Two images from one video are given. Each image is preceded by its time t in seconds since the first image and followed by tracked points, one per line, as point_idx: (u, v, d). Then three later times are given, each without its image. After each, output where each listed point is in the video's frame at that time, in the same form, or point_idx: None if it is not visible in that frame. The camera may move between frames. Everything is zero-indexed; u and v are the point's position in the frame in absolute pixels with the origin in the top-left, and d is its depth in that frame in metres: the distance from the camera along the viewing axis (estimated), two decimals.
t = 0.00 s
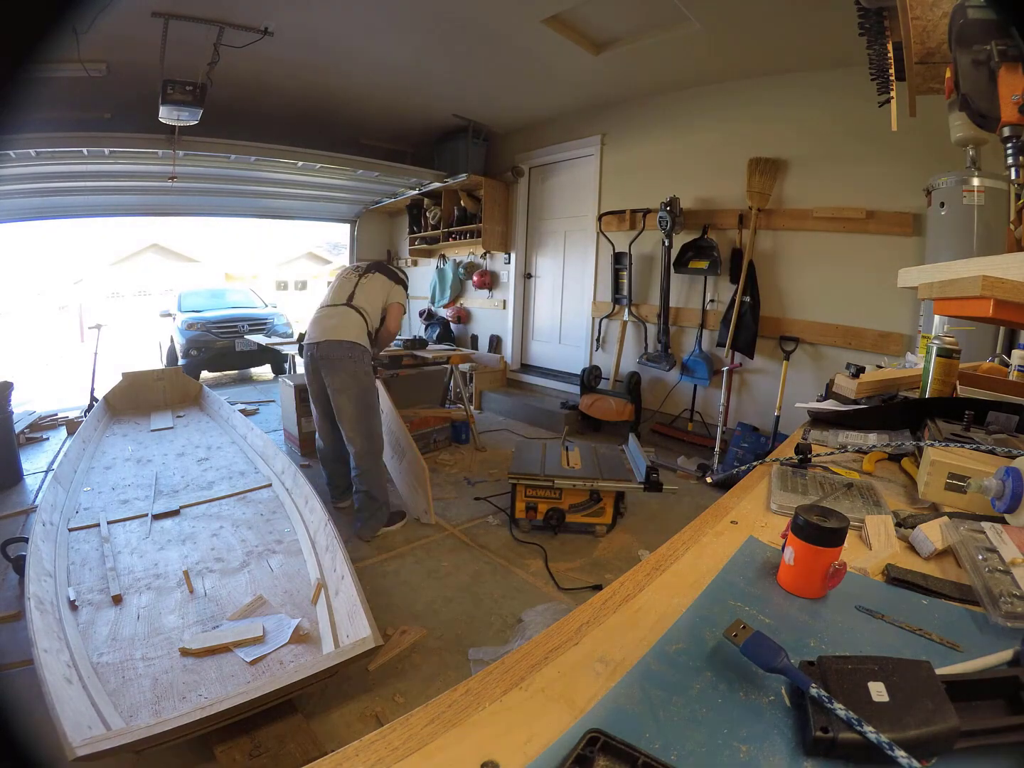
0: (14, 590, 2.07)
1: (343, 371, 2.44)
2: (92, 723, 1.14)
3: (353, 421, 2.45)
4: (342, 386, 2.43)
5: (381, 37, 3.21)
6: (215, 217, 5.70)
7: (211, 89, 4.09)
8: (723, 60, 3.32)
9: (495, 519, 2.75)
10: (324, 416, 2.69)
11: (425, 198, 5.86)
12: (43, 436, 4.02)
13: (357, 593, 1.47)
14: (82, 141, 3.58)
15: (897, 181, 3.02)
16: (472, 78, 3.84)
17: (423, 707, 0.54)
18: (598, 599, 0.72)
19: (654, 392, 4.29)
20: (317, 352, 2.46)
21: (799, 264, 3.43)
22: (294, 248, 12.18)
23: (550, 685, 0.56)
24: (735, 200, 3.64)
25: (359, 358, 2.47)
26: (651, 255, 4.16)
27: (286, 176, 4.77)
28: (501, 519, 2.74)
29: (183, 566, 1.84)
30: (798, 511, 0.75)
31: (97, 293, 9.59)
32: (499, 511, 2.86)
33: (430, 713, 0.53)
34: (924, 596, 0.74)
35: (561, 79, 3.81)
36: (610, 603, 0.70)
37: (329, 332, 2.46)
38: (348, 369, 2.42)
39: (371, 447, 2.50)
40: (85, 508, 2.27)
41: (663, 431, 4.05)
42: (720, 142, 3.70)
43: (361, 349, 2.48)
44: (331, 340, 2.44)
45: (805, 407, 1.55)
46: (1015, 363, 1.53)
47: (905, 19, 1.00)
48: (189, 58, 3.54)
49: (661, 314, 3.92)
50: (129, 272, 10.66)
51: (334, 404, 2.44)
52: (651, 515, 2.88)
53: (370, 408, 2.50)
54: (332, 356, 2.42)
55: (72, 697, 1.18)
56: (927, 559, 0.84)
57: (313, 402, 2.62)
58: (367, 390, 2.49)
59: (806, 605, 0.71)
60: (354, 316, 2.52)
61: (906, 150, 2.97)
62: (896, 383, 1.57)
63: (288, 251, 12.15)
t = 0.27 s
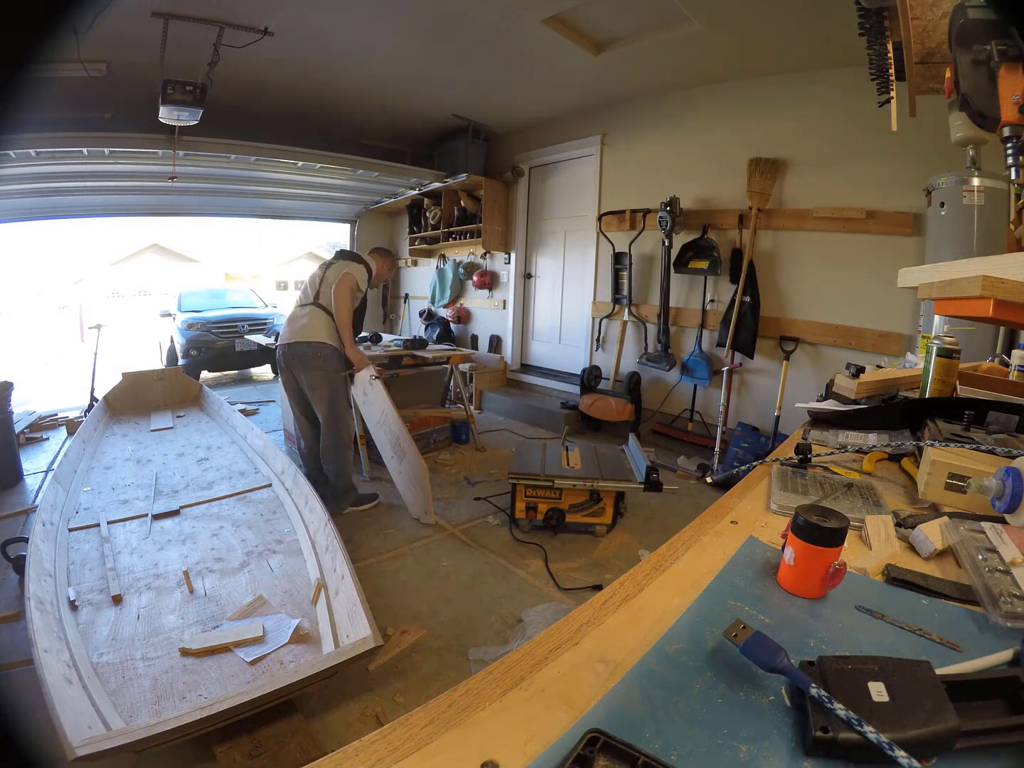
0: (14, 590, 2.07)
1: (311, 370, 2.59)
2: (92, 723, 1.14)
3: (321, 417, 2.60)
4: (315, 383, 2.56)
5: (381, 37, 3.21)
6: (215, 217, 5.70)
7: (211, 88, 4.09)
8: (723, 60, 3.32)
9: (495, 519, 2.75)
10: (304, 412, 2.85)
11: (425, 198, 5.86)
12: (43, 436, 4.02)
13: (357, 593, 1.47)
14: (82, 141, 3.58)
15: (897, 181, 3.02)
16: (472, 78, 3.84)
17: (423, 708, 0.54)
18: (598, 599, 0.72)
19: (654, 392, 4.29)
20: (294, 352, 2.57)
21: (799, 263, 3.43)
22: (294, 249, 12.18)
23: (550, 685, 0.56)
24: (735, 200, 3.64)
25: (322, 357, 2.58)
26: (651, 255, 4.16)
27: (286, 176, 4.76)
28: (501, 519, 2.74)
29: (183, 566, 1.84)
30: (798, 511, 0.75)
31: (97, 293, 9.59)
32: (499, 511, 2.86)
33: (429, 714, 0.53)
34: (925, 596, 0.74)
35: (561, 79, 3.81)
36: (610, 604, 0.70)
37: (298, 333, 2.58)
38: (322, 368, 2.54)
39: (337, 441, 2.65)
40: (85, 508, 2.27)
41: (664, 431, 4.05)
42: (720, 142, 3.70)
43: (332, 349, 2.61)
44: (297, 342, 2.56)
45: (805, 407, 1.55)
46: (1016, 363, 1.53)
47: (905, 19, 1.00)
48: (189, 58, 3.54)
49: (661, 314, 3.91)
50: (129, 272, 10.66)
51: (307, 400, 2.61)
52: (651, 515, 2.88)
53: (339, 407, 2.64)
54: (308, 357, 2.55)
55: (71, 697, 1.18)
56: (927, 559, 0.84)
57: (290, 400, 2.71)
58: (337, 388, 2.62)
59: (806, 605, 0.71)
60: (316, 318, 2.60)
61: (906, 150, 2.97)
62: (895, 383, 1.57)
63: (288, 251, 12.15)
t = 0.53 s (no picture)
0: (14, 590, 2.07)
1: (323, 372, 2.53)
2: (92, 723, 1.14)
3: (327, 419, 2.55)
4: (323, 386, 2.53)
5: (381, 37, 3.21)
6: (215, 217, 5.70)
7: (211, 88, 4.09)
8: (723, 60, 3.31)
9: (495, 519, 2.75)
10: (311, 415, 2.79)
11: (425, 198, 5.86)
12: (43, 436, 4.02)
13: (357, 593, 1.47)
14: (82, 141, 3.58)
15: (897, 181, 3.02)
16: (472, 78, 3.83)
17: (423, 707, 0.54)
18: (599, 599, 0.72)
19: (654, 392, 4.29)
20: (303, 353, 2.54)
21: (799, 263, 3.43)
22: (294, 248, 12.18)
23: (551, 685, 0.56)
24: (734, 200, 3.64)
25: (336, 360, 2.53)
26: (651, 255, 4.16)
27: (286, 176, 4.77)
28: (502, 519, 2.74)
29: (183, 566, 1.84)
30: (798, 511, 0.75)
31: (97, 293, 9.59)
32: (499, 511, 2.85)
33: (430, 713, 0.53)
34: (925, 596, 0.74)
35: (561, 79, 3.81)
36: (610, 604, 0.70)
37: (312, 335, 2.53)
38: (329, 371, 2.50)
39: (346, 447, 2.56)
40: (85, 508, 2.27)
41: (664, 431, 4.05)
42: (720, 142, 3.70)
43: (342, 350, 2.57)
44: (313, 343, 2.51)
45: (805, 407, 1.55)
46: (1016, 363, 1.53)
47: (905, 19, 1.00)
48: (189, 58, 3.54)
49: (661, 314, 3.91)
50: (129, 272, 10.65)
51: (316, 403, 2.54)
52: (651, 515, 2.88)
53: (349, 409, 2.57)
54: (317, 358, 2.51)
55: (72, 697, 1.18)
56: (927, 558, 0.84)
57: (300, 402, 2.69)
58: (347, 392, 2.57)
59: (806, 605, 0.71)
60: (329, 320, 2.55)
61: (906, 150, 2.97)
62: (896, 383, 1.57)
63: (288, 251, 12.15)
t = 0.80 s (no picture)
0: (14, 590, 2.07)
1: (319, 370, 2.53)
2: (92, 722, 1.14)
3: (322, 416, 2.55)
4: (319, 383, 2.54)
5: (381, 37, 3.21)
6: (215, 217, 5.70)
7: (211, 88, 4.09)
8: (723, 60, 3.31)
9: (495, 520, 2.75)
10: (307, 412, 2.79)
11: (425, 198, 5.86)
12: (43, 436, 4.02)
13: (357, 593, 1.47)
14: (82, 141, 3.58)
15: (897, 181, 3.02)
16: (472, 78, 3.83)
17: (423, 708, 0.54)
18: (599, 599, 0.72)
19: (654, 392, 4.29)
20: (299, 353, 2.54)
21: (799, 263, 3.43)
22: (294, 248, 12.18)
23: (550, 685, 0.56)
24: (734, 200, 3.64)
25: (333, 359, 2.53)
26: (651, 255, 4.16)
27: (286, 176, 4.77)
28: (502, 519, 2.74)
29: (183, 566, 1.84)
30: (797, 511, 0.75)
31: (97, 293, 9.59)
32: (499, 511, 2.85)
33: (430, 713, 0.53)
34: (925, 596, 0.74)
35: (561, 79, 3.81)
36: (609, 604, 0.70)
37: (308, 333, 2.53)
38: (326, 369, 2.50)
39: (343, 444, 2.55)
40: (85, 508, 2.27)
41: (663, 431, 4.05)
42: (720, 142, 3.70)
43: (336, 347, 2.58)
44: (307, 343, 2.51)
45: (805, 408, 1.55)
46: (1016, 363, 1.53)
47: (905, 19, 1.00)
48: (189, 58, 3.54)
49: (661, 314, 3.92)
50: (129, 272, 10.65)
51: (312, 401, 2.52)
52: (651, 515, 2.88)
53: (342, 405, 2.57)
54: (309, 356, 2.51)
55: (72, 697, 1.18)
56: (927, 558, 0.84)
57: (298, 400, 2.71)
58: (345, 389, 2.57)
59: (806, 605, 0.71)
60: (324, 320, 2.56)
61: (906, 150, 2.97)
62: (896, 383, 1.57)
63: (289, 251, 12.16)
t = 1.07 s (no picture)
0: (14, 590, 2.07)
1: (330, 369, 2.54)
2: (92, 722, 1.14)
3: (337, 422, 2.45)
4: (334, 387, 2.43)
5: (381, 37, 3.21)
6: (215, 217, 5.70)
7: (211, 89, 4.09)
8: (723, 60, 3.31)
9: (495, 519, 2.75)
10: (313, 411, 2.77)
11: (425, 198, 5.86)
12: (43, 436, 4.02)
13: (357, 593, 1.47)
14: (82, 141, 3.58)
15: (898, 181, 3.02)
16: (472, 78, 3.84)
17: (423, 707, 0.54)
18: (599, 599, 0.72)
19: (654, 392, 4.29)
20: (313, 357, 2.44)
21: (799, 263, 3.43)
22: (294, 248, 12.18)
23: (551, 685, 0.56)
24: (734, 200, 3.64)
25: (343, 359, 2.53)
26: (651, 255, 4.16)
27: (286, 176, 4.77)
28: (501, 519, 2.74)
29: (183, 566, 1.84)
30: (798, 511, 0.75)
31: (97, 293, 9.59)
32: (499, 511, 2.85)
33: (430, 713, 0.53)
34: (925, 596, 0.74)
35: (561, 79, 3.81)
36: (609, 604, 0.70)
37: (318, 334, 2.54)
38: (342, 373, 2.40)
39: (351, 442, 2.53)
40: (85, 508, 2.27)
41: (664, 431, 4.05)
42: (720, 142, 3.70)
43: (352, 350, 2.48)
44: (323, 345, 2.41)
45: (805, 408, 1.55)
46: (1016, 363, 1.53)
47: (905, 19, 1.00)
48: (189, 58, 3.54)
49: (661, 314, 3.91)
50: (129, 272, 10.64)
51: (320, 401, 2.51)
52: (651, 515, 2.88)
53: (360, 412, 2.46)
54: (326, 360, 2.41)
55: (71, 697, 1.18)
56: (927, 559, 0.84)
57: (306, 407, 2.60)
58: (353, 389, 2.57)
59: (806, 605, 0.71)
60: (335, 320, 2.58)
61: (906, 150, 2.97)
62: (895, 383, 1.57)
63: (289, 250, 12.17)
